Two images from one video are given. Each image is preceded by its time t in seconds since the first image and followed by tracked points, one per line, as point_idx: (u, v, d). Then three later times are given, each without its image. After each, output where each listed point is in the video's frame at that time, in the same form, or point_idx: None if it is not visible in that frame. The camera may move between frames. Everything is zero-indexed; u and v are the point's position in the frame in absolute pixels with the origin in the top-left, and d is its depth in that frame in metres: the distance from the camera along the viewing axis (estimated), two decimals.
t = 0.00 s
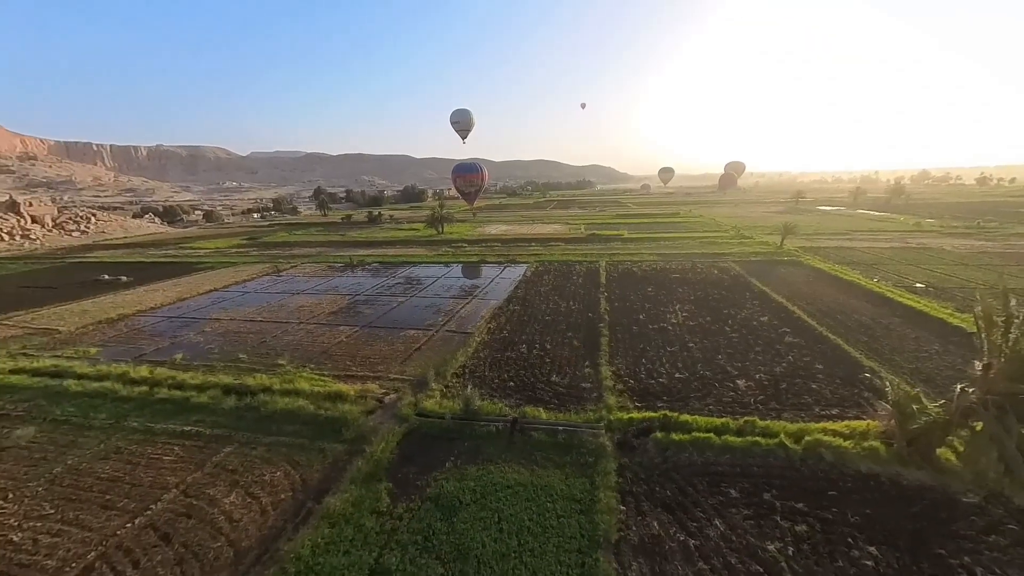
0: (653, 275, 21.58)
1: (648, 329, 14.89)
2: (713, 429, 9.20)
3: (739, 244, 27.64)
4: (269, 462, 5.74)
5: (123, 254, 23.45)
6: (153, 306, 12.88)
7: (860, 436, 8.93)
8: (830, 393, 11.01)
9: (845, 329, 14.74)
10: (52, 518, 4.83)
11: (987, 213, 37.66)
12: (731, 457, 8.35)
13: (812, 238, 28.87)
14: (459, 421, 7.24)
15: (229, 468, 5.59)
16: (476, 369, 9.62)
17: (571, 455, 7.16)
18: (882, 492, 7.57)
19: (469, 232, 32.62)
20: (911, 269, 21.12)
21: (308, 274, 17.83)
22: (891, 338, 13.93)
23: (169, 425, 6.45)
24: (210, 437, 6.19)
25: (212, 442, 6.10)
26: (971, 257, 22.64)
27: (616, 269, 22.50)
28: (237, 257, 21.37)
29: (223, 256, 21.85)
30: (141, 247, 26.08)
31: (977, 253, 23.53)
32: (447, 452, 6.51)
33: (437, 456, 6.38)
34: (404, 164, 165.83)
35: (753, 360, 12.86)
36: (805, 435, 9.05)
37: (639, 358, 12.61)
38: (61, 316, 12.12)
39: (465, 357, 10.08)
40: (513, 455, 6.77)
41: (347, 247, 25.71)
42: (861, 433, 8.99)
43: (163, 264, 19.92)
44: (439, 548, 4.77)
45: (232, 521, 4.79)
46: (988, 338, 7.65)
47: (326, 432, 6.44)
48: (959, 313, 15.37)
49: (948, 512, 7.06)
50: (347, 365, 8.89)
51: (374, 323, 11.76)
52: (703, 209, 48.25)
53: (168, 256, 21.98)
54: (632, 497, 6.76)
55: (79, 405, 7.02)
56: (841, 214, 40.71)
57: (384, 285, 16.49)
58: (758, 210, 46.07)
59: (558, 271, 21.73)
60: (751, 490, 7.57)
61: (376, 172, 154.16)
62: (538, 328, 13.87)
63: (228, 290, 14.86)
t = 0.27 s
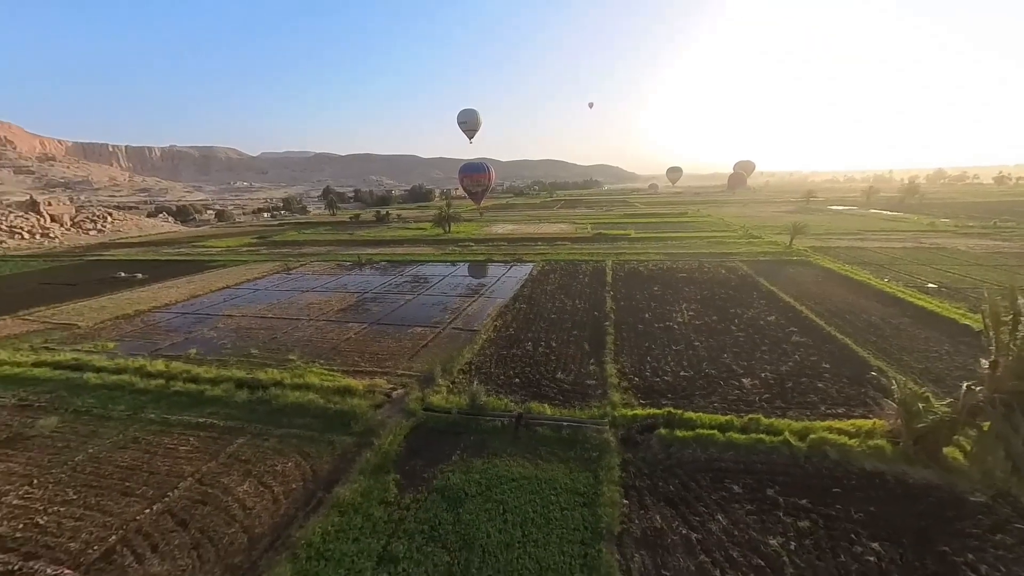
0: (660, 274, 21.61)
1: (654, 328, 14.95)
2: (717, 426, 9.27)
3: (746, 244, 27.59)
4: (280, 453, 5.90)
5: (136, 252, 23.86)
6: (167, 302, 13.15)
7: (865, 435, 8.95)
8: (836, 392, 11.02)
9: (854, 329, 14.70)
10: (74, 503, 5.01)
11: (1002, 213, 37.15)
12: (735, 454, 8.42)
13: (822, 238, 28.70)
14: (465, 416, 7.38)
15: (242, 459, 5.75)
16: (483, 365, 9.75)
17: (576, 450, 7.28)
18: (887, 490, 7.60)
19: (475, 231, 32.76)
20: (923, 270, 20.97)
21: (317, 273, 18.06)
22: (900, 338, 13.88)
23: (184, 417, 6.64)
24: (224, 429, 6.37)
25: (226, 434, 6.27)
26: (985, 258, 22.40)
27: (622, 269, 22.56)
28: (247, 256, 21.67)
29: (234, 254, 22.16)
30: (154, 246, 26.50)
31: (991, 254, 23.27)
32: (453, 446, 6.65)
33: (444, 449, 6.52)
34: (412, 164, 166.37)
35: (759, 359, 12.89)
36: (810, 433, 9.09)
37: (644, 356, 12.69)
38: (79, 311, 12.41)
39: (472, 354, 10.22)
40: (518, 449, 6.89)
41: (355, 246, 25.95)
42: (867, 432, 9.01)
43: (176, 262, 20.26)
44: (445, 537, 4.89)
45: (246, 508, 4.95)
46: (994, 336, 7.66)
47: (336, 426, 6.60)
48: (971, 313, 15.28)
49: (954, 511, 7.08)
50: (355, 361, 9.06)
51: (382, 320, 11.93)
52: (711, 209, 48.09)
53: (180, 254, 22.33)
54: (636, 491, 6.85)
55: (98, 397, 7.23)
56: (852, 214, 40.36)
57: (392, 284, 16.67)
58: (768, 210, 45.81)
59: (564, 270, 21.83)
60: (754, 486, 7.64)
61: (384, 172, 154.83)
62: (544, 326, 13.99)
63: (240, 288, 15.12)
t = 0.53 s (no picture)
0: (666, 274, 21.62)
1: (659, 327, 15.01)
2: (721, 423, 9.34)
3: (754, 244, 27.49)
4: (291, 445, 6.07)
5: (149, 251, 24.24)
6: (180, 299, 13.40)
7: (871, 433, 8.99)
8: (843, 391, 11.04)
9: (862, 329, 14.67)
10: (96, 489, 5.20)
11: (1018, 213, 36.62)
12: (738, 451, 8.49)
13: (832, 238, 28.52)
14: (471, 411, 7.52)
15: (255, 449, 5.92)
16: (488, 362, 9.88)
17: (580, 445, 7.39)
18: (892, 488, 7.64)
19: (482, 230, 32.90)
20: (934, 270, 20.81)
21: (326, 271, 18.29)
22: (909, 338, 13.84)
23: (199, 409, 6.82)
24: (237, 421, 6.54)
25: (238, 425, 6.45)
26: (998, 258, 22.16)
27: (629, 268, 22.60)
28: (257, 254, 21.94)
29: (245, 253, 22.48)
30: (166, 244, 26.89)
31: (1004, 254, 23.02)
32: (459, 440, 6.78)
33: (450, 443, 6.65)
34: (419, 164, 166.83)
35: (765, 358, 12.91)
36: (815, 431, 9.13)
37: (649, 354, 12.77)
38: (95, 307, 12.68)
39: (478, 351, 10.35)
40: (523, 443, 7.02)
41: (363, 244, 26.17)
42: (872, 431, 9.05)
43: (189, 260, 20.58)
44: (451, 527, 5.01)
45: (259, 497, 5.12)
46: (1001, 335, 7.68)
47: (345, 419, 6.76)
48: (982, 314, 15.18)
49: (958, 509, 7.11)
50: (364, 357, 9.22)
51: (390, 318, 12.10)
52: (719, 208, 47.87)
53: (192, 253, 22.66)
54: (639, 485, 6.95)
55: (117, 388, 7.45)
56: (863, 214, 39.99)
57: (399, 282, 16.85)
58: (777, 210, 45.51)
59: (570, 269, 21.91)
60: (757, 482, 7.72)
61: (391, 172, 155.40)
62: (550, 324, 14.09)
63: (251, 285, 15.35)
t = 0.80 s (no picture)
0: (673, 273, 21.65)
1: (665, 325, 15.07)
2: (725, 420, 9.41)
3: (763, 244, 27.40)
4: (303, 437, 6.23)
5: (162, 249, 24.64)
6: (194, 295, 13.66)
7: (876, 432, 9.02)
8: (849, 390, 11.06)
9: (871, 329, 14.63)
10: (117, 476, 5.40)
11: None
12: (742, 447, 8.56)
13: (842, 238, 28.34)
14: (478, 406, 7.66)
15: (268, 441, 6.10)
16: (495, 359, 10.03)
17: (584, 440, 7.50)
18: (896, 486, 7.68)
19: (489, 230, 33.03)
20: (946, 270, 20.64)
21: (335, 269, 18.52)
22: (919, 338, 13.79)
23: (214, 402, 7.02)
24: (250, 413, 6.73)
25: (251, 418, 6.64)
26: (1012, 259, 21.92)
27: (635, 267, 22.65)
28: (268, 252, 22.24)
29: (256, 251, 22.80)
30: (179, 243, 27.29)
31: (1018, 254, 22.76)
32: (465, 434, 6.92)
33: (456, 437, 6.79)
34: (427, 164, 167.30)
35: (772, 357, 12.94)
36: (819, 429, 9.18)
37: (654, 352, 12.85)
38: (112, 303, 12.98)
39: (484, 348, 10.49)
40: (528, 438, 7.14)
41: (372, 243, 26.40)
42: (878, 430, 9.08)
43: (202, 258, 20.91)
44: (457, 517, 5.14)
45: (272, 485, 5.28)
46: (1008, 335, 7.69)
47: (354, 412, 6.92)
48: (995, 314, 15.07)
49: (963, 508, 7.14)
50: (372, 353, 9.40)
51: (398, 315, 12.27)
52: (728, 208, 47.62)
53: (204, 251, 23.00)
54: (643, 480, 7.05)
55: (134, 381, 7.67)
56: (875, 214, 39.61)
57: (407, 280, 17.03)
58: (786, 210, 45.22)
59: (576, 268, 22.00)
60: (760, 478, 7.79)
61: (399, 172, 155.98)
62: (556, 322, 14.21)
63: (262, 283, 15.61)
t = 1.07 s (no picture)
0: (680, 273, 21.68)
1: (671, 324, 15.14)
2: (730, 418, 9.47)
3: (771, 244, 27.30)
4: (313, 429, 6.40)
5: (174, 247, 25.03)
6: (207, 293, 13.93)
7: (882, 431, 9.04)
8: (856, 389, 11.08)
9: (880, 329, 14.59)
10: (136, 464, 5.58)
11: None
12: (746, 444, 8.63)
13: (852, 238, 28.15)
14: (484, 402, 7.80)
15: (280, 432, 6.27)
16: (501, 356, 10.17)
17: (589, 435, 7.61)
18: (902, 484, 7.71)
19: (496, 229, 33.18)
20: (958, 271, 20.47)
21: (344, 267, 18.76)
22: (928, 338, 13.74)
23: (227, 395, 7.20)
24: (262, 406, 6.91)
25: (263, 410, 6.81)
26: None
27: (642, 267, 22.70)
28: (278, 251, 22.53)
29: (267, 250, 23.10)
30: (190, 241, 27.70)
31: None
32: (471, 428, 7.06)
33: (462, 430, 6.92)
34: (435, 164, 167.71)
35: (778, 356, 12.97)
36: (824, 427, 9.22)
37: (659, 350, 12.94)
38: (127, 300, 13.25)
39: (491, 345, 10.63)
40: (533, 432, 7.27)
41: (380, 242, 26.64)
42: (884, 428, 9.10)
43: (213, 256, 21.23)
44: (463, 508, 5.27)
45: (284, 475, 5.45)
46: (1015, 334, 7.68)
47: (363, 406, 7.08)
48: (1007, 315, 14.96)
49: (969, 506, 7.16)
50: (381, 349, 9.57)
51: (406, 312, 12.44)
52: (736, 207, 47.37)
53: (215, 250, 23.34)
54: (647, 475, 7.13)
55: (151, 374, 7.88)
56: (886, 214, 39.24)
57: (414, 278, 17.21)
58: (795, 210, 44.90)
59: (583, 267, 22.08)
60: (764, 474, 7.87)
61: (407, 172, 156.51)
62: (561, 321, 14.32)
63: (273, 281, 15.85)
